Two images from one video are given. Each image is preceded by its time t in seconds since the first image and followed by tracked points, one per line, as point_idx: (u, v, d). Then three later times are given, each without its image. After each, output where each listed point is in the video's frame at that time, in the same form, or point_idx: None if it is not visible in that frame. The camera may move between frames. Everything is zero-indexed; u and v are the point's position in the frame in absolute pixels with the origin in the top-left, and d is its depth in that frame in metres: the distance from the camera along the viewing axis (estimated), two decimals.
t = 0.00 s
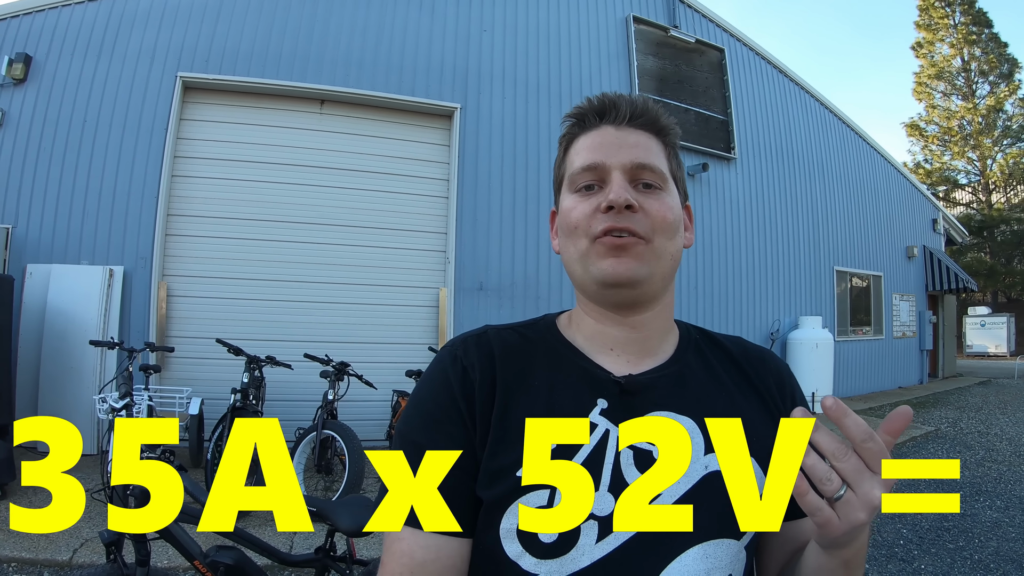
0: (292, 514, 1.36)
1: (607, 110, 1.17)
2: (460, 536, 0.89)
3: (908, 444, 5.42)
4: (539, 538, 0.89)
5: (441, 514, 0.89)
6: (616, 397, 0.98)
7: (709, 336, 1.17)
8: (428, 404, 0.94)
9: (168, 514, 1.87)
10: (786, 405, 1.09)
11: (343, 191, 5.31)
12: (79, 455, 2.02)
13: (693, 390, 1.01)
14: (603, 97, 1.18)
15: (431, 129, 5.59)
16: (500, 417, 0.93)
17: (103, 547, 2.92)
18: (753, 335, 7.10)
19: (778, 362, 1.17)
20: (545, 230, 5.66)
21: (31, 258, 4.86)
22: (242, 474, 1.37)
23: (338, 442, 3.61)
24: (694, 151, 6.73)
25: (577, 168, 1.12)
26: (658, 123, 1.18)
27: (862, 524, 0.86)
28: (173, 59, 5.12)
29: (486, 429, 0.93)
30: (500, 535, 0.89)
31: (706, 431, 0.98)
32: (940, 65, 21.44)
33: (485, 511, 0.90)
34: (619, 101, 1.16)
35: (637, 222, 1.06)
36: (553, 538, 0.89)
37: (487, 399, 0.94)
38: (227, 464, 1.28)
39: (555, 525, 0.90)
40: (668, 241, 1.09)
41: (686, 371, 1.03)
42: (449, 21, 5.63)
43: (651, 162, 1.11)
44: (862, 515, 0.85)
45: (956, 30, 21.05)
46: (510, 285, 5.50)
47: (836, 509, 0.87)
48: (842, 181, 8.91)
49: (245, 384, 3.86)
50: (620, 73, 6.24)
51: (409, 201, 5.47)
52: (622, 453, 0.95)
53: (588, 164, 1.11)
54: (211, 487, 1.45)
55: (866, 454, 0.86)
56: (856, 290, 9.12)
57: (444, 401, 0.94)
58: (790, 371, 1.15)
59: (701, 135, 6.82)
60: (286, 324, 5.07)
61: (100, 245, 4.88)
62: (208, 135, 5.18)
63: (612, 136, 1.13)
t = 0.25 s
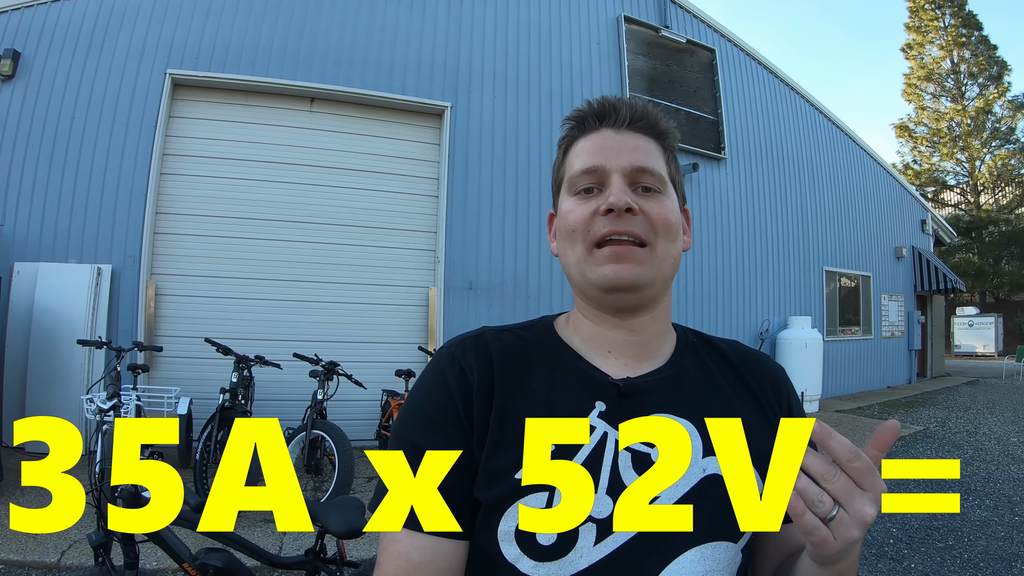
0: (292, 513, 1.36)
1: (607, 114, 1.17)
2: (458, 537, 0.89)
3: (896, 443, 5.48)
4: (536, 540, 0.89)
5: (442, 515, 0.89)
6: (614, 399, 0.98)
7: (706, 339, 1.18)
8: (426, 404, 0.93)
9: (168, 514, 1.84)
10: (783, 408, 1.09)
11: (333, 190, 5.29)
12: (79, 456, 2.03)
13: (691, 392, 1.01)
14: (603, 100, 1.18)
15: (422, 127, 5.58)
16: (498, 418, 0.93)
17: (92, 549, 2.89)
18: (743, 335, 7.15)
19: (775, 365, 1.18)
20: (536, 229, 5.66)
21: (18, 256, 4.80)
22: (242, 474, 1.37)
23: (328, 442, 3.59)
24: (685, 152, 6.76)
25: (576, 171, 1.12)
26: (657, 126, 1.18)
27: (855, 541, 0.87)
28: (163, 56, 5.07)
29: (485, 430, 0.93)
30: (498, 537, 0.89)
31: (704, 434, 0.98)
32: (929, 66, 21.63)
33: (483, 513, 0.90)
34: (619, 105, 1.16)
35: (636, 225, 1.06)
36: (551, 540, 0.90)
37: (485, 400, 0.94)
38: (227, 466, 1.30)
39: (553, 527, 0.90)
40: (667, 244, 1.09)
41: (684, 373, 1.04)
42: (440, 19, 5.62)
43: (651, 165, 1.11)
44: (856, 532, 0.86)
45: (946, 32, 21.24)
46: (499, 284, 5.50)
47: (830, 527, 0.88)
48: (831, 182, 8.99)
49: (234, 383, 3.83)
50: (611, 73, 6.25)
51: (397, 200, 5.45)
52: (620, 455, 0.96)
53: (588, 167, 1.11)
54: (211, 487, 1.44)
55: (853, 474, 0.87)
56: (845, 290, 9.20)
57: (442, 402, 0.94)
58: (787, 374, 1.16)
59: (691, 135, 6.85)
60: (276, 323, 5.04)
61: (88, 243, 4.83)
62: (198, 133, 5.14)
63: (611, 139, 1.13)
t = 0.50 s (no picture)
0: (292, 514, 1.34)
1: (601, 115, 1.17)
2: (447, 538, 0.89)
3: (887, 443, 5.52)
4: (526, 542, 0.89)
5: (440, 514, 0.89)
6: (604, 400, 0.98)
7: (699, 341, 1.18)
8: (418, 405, 0.94)
9: (167, 514, 1.80)
10: (775, 410, 1.10)
11: (325, 189, 5.27)
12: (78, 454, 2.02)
13: (683, 393, 1.01)
14: (597, 102, 1.18)
15: (414, 126, 5.57)
16: (490, 418, 0.93)
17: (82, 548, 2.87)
18: (734, 335, 7.19)
19: (768, 368, 1.18)
20: (529, 228, 5.67)
21: (7, 253, 4.75)
22: (243, 474, 1.36)
23: (319, 441, 3.58)
24: (677, 152, 6.78)
25: (569, 172, 1.12)
26: (651, 128, 1.18)
27: (839, 553, 0.88)
28: (155, 52, 5.04)
29: (475, 431, 0.93)
30: (488, 538, 0.89)
31: (694, 434, 0.98)
32: (921, 69, 21.82)
33: (473, 514, 0.90)
34: (612, 106, 1.16)
35: (629, 225, 1.06)
36: (540, 542, 0.89)
37: (475, 401, 0.94)
38: (227, 465, 1.30)
39: (543, 528, 0.90)
40: (660, 245, 1.09)
41: (676, 375, 1.04)
42: (433, 18, 5.61)
43: (645, 166, 1.11)
44: (839, 543, 0.87)
45: (938, 35, 21.43)
46: (491, 283, 5.51)
47: (814, 540, 0.88)
48: (823, 183, 9.05)
49: (225, 382, 3.80)
50: (604, 72, 6.26)
51: (388, 199, 5.43)
52: (610, 456, 0.95)
53: (581, 167, 1.11)
54: (212, 487, 1.38)
55: (833, 484, 0.89)
56: (836, 291, 9.26)
57: (433, 403, 0.94)
58: (780, 376, 1.16)
59: (683, 135, 6.88)
60: (267, 322, 5.02)
61: (78, 241, 4.79)
62: (189, 130, 5.10)
63: (605, 140, 1.13)
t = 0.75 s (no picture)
0: (292, 513, 1.35)
1: (596, 111, 1.17)
2: (444, 542, 0.89)
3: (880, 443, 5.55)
4: (523, 544, 0.89)
5: (439, 514, 0.89)
6: (600, 402, 0.98)
7: (696, 339, 1.18)
8: (412, 408, 0.94)
9: (168, 514, 1.78)
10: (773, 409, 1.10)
11: (320, 187, 5.26)
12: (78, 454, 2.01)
13: (679, 393, 1.01)
14: (592, 98, 1.19)
15: (409, 125, 5.56)
16: (485, 421, 0.93)
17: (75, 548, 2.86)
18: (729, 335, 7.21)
19: (765, 366, 1.18)
20: (524, 228, 5.67)
21: None
22: (243, 474, 1.36)
23: (313, 440, 3.57)
24: (673, 152, 6.80)
25: (565, 169, 1.12)
26: (646, 124, 1.18)
27: (840, 566, 0.88)
28: (149, 49, 5.01)
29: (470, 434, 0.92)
30: (484, 541, 0.89)
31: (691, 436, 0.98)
32: (916, 71, 21.94)
33: (469, 517, 0.90)
34: (607, 102, 1.17)
35: (626, 224, 1.06)
36: (537, 544, 0.89)
37: (470, 403, 0.94)
38: (227, 465, 1.30)
39: (540, 532, 0.90)
40: (656, 243, 1.09)
41: (672, 375, 1.04)
42: (429, 16, 5.60)
43: (640, 163, 1.12)
44: (840, 556, 0.88)
45: (932, 37, 21.55)
46: (486, 282, 5.50)
47: (816, 554, 0.89)
48: (818, 184, 9.09)
49: (219, 380, 3.78)
50: (600, 72, 6.26)
51: (383, 197, 5.42)
52: (606, 458, 0.95)
53: (577, 164, 1.11)
54: (212, 487, 1.38)
55: (834, 497, 0.89)
56: (829, 292, 9.31)
57: (427, 405, 0.94)
58: (777, 375, 1.16)
59: (678, 136, 6.89)
60: (261, 320, 5.00)
61: (72, 238, 4.75)
62: (184, 128, 5.07)
63: (600, 137, 1.13)
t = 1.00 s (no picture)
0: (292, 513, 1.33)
1: (596, 106, 1.18)
2: (447, 538, 0.89)
3: (874, 447, 5.57)
4: (525, 542, 0.89)
5: (440, 515, 0.89)
6: (602, 399, 0.98)
7: (698, 335, 1.18)
8: (413, 406, 0.93)
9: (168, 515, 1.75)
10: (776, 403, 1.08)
11: (317, 185, 5.25)
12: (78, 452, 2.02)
13: (681, 391, 1.01)
14: (593, 93, 1.19)
15: (407, 125, 5.56)
16: (486, 419, 0.93)
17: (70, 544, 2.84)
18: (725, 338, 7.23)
19: (767, 363, 1.17)
20: (522, 228, 5.68)
21: None
22: (243, 475, 1.35)
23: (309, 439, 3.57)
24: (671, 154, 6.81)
25: (567, 164, 1.12)
26: (647, 119, 1.19)
27: None
28: (148, 45, 4.99)
29: (473, 430, 0.92)
30: (487, 538, 0.89)
31: (693, 433, 0.98)
32: (913, 76, 22.06)
33: (471, 515, 0.90)
34: (608, 97, 1.17)
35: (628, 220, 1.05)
36: (539, 542, 0.89)
37: (473, 400, 0.94)
38: (227, 465, 1.28)
39: (542, 529, 0.89)
40: (658, 238, 1.08)
41: (673, 371, 1.04)
42: (428, 16, 5.60)
43: (641, 158, 1.12)
44: None
45: (930, 43, 21.68)
46: (483, 283, 5.50)
47: None
48: (814, 188, 9.13)
49: (215, 378, 3.77)
50: (599, 73, 6.27)
51: (381, 197, 5.41)
52: (608, 455, 0.95)
53: (578, 160, 1.11)
54: (212, 486, 1.37)
55: (843, 530, 0.85)
56: (825, 295, 9.35)
57: (429, 403, 0.93)
58: (779, 370, 1.15)
59: (676, 138, 6.91)
60: (257, 318, 4.98)
61: (68, 234, 4.73)
62: (182, 124, 5.06)
63: (601, 132, 1.13)
